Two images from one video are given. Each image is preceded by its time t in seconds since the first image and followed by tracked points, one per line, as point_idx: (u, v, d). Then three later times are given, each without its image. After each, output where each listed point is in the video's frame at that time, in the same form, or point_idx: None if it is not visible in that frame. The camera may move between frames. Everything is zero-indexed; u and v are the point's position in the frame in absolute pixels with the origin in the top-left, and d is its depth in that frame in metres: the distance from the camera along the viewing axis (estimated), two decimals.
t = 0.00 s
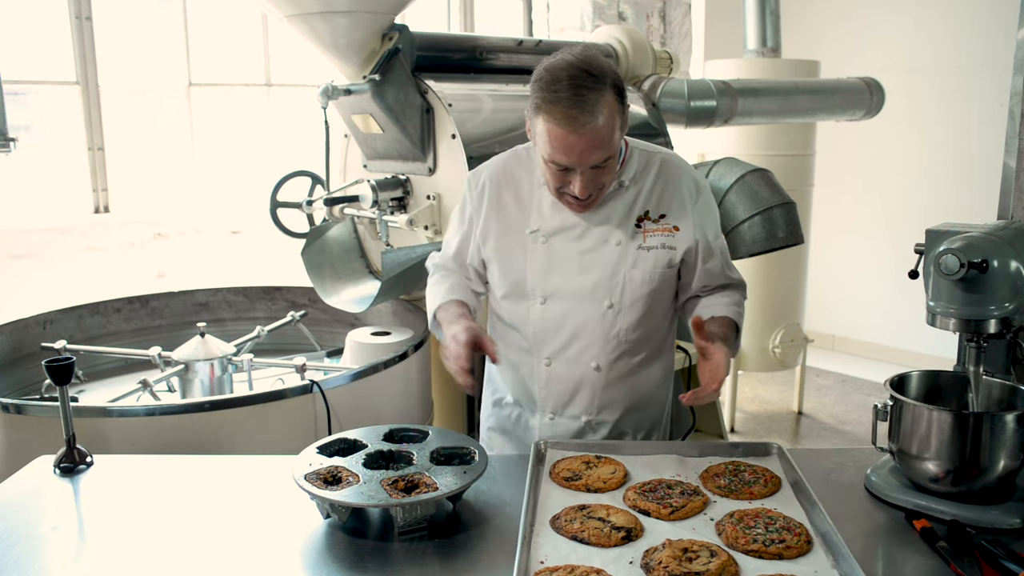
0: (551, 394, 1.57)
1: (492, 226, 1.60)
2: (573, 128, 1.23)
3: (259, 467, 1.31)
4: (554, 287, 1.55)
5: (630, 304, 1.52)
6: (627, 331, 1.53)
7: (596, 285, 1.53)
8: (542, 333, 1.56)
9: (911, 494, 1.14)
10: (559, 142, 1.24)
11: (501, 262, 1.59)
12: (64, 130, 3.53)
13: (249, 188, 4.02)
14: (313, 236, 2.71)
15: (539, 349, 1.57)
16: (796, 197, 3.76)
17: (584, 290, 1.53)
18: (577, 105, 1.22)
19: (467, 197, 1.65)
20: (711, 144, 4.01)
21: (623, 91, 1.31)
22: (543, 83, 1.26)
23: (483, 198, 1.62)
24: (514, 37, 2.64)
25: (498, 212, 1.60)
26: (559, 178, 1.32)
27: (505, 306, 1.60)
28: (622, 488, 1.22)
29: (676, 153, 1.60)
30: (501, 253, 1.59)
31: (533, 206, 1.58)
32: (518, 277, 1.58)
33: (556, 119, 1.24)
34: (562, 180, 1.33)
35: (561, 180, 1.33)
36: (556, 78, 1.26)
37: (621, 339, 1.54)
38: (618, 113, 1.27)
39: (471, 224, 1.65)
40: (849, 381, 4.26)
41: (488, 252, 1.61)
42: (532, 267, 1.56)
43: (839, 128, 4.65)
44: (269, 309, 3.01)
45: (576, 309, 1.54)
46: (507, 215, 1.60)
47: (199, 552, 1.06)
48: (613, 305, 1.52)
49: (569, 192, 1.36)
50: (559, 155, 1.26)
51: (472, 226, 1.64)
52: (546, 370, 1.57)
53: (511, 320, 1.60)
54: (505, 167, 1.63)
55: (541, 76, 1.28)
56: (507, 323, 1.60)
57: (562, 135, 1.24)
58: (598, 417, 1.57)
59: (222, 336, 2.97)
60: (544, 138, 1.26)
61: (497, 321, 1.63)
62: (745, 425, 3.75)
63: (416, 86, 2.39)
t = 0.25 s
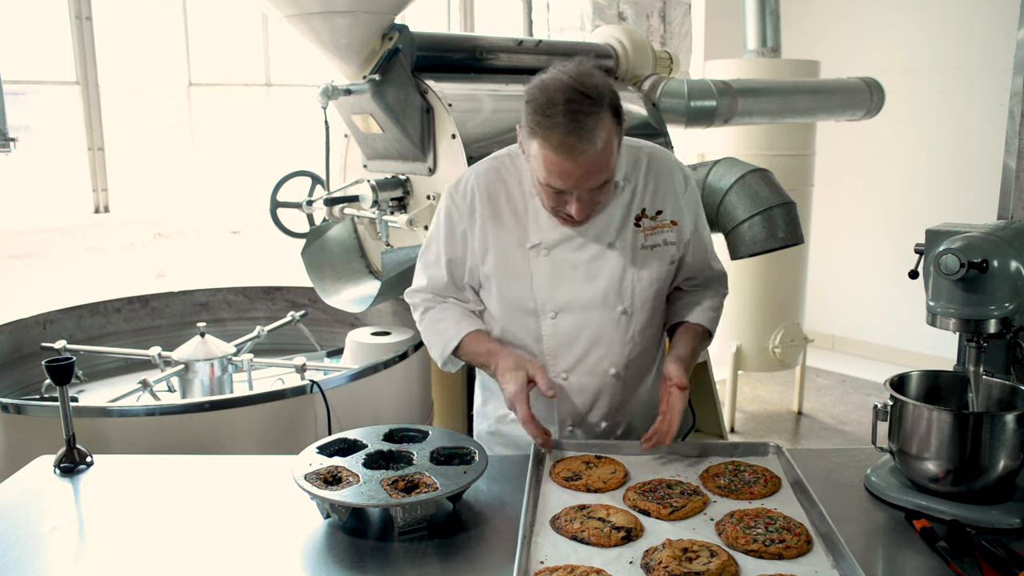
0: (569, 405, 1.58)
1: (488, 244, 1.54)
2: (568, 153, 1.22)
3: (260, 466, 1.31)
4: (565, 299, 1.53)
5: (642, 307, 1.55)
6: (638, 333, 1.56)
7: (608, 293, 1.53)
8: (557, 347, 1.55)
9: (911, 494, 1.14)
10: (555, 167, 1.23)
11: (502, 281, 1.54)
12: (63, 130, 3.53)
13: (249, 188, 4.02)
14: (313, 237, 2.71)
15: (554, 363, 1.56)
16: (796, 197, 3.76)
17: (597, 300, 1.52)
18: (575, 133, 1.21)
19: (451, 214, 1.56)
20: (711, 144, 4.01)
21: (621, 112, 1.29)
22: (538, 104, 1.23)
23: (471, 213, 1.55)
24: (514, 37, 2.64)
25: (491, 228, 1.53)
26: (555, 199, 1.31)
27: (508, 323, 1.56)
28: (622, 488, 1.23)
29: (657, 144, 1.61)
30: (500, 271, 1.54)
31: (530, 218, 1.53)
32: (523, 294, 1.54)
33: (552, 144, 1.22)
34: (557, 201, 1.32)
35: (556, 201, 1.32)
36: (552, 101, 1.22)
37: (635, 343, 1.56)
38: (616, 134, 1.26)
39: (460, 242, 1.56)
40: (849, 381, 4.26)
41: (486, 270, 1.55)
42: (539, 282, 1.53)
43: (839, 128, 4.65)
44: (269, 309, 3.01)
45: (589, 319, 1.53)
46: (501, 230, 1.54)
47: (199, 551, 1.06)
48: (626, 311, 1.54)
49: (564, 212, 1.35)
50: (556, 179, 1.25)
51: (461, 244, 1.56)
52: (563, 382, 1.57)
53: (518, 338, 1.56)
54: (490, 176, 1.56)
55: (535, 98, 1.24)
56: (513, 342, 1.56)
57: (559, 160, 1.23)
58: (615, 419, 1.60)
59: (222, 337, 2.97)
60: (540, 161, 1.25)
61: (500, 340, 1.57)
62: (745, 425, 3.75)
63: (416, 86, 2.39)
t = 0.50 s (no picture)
0: (569, 413, 1.59)
1: (503, 243, 1.57)
2: (586, 165, 1.23)
3: (260, 466, 1.31)
4: (573, 308, 1.53)
5: (650, 322, 1.54)
6: (644, 349, 1.55)
7: (617, 305, 1.52)
8: (561, 354, 1.56)
9: (911, 494, 1.14)
10: (573, 177, 1.24)
11: (515, 280, 1.57)
12: (64, 130, 3.53)
13: (249, 188, 4.02)
14: (313, 236, 2.71)
15: (557, 370, 1.57)
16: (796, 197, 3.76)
17: (605, 311, 1.53)
18: (593, 145, 1.22)
19: (473, 206, 1.60)
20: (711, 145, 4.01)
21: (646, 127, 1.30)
22: (561, 114, 1.25)
23: (492, 208, 1.58)
24: (514, 37, 2.64)
25: (507, 227, 1.57)
26: (571, 210, 1.32)
27: (516, 324, 1.58)
28: (622, 488, 1.23)
29: (686, 158, 1.61)
30: (512, 271, 1.57)
31: (547, 222, 1.54)
32: (533, 297, 1.55)
33: (572, 154, 1.23)
34: (574, 212, 1.33)
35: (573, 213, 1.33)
36: (573, 112, 1.25)
37: (640, 357, 1.55)
38: (637, 149, 1.26)
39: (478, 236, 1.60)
40: (849, 381, 4.26)
41: (499, 268, 1.57)
42: (549, 287, 1.54)
43: (839, 128, 4.65)
44: (269, 309, 3.01)
45: (596, 329, 1.53)
46: (517, 230, 1.57)
47: (199, 551, 1.06)
48: (633, 325, 1.53)
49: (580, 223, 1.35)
50: (572, 190, 1.26)
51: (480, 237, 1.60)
52: (564, 390, 1.57)
53: (523, 340, 1.58)
54: (514, 175, 1.59)
55: (559, 109, 1.26)
56: (519, 342, 1.58)
57: (577, 171, 1.24)
58: (615, 432, 1.61)
59: (222, 337, 2.97)
60: (559, 171, 1.26)
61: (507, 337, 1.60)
62: (745, 425, 3.75)
63: (416, 86, 2.39)
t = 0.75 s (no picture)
0: (576, 412, 1.59)
1: (513, 240, 1.58)
2: (583, 163, 1.23)
3: (260, 466, 1.31)
4: (578, 306, 1.54)
5: (658, 322, 1.53)
6: (652, 349, 1.54)
7: (623, 304, 1.52)
8: (567, 352, 1.56)
9: (911, 494, 1.14)
10: (570, 175, 1.25)
11: (523, 278, 1.57)
12: (64, 130, 3.52)
13: (249, 188, 4.03)
14: (314, 236, 2.71)
15: (564, 368, 1.57)
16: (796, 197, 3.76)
17: (611, 309, 1.52)
18: (589, 140, 1.22)
19: (485, 204, 1.62)
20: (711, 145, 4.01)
21: (645, 123, 1.29)
22: (558, 111, 1.25)
23: (502, 206, 1.59)
24: (514, 37, 2.64)
25: (517, 225, 1.58)
26: (573, 206, 1.33)
27: (524, 321, 1.59)
28: (622, 488, 1.23)
29: (701, 156, 1.58)
30: (521, 269, 1.58)
31: (556, 220, 1.55)
32: (540, 295, 1.56)
33: (568, 152, 1.24)
34: (577, 209, 1.34)
35: (576, 209, 1.33)
36: (571, 107, 1.24)
37: (648, 357, 1.54)
38: (635, 145, 1.26)
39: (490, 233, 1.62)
40: (849, 381, 4.26)
41: (508, 266, 1.59)
42: (556, 285, 1.54)
43: (839, 128, 4.65)
44: (269, 309, 3.01)
45: (602, 328, 1.53)
46: (527, 228, 1.58)
47: (199, 551, 1.06)
48: (640, 325, 1.52)
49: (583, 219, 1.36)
50: (571, 187, 1.27)
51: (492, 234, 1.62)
52: (571, 388, 1.58)
53: (531, 338, 1.59)
54: (526, 173, 1.59)
55: (557, 104, 1.26)
56: (527, 340, 1.60)
57: (574, 168, 1.25)
58: (623, 433, 1.60)
59: (222, 337, 2.97)
60: (558, 169, 1.27)
61: (516, 335, 1.61)
62: (745, 425, 3.75)
63: (416, 86, 2.39)
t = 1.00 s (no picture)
0: (579, 411, 1.59)
1: (516, 239, 1.59)
2: (577, 161, 1.23)
3: (260, 467, 1.31)
4: (580, 303, 1.54)
5: (660, 321, 1.52)
6: (655, 348, 1.53)
7: (624, 301, 1.52)
8: (569, 350, 1.56)
9: (910, 494, 1.14)
10: (565, 173, 1.25)
11: (526, 276, 1.58)
12: (64, 130, 3.52)
13: (249, 188, 4.03)
14: (314, 236, 2.71)
15: (566, 367, 1.57)
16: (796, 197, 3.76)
17: (613, 307, 1.52)
18: (583, 139, 1.22)
19: (490, 203, 1.63)
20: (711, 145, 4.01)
21: (641, 122, 1.29)
22: (555, 109, 1.26)
23: (506, 205, 1.61)
24: (514, 37, 2.64)
25: (520, 223, 1.59)
26: (571, 204, 1.33)
27: (527, 320, 1.59)
28: (621, 488, 1.23)
29: (706, 155, 1.58)
30: (524, 267, 1.58)
31: (559, 218, 1.56)
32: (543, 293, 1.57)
33: (563, 151, 1.24)
34: (575, 207, 1.34)
35: (574, 207, 1.33)
36: (566, 106, 1.24)
37: (650, 356, 1.53)
38: (630, 144, 1.26)
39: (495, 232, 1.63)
40: (849, 381, 4.26)
41: (511, 264, 1.60)
42: (558, 282, 1.55)
43: (839, 128, 4.65)
44: (269, 309, 3.01)
45: (604, 326, 1.53)
46: (530, 226, 1.58)
47: (199, 551, 1.06)
48: (642, 322, 1.52)
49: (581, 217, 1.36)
50: (567, 186, 1.27)
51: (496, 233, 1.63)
52: (573, 387, 1.58)
53: (535, 336, 1.59)
54: (530, 172, 1.60)
55: (553, 102, 1.26)
56: (530, 339, 1.60)
57: (568, 166, 1.25)
58: (627, 433, 1.59)
59: (222, 337, 2.97)
60: (554, 167, 1.27)
61: (520, 333, 1.62)
62: (745, 425, 3.75)
63: (416, 86, 2.39)
